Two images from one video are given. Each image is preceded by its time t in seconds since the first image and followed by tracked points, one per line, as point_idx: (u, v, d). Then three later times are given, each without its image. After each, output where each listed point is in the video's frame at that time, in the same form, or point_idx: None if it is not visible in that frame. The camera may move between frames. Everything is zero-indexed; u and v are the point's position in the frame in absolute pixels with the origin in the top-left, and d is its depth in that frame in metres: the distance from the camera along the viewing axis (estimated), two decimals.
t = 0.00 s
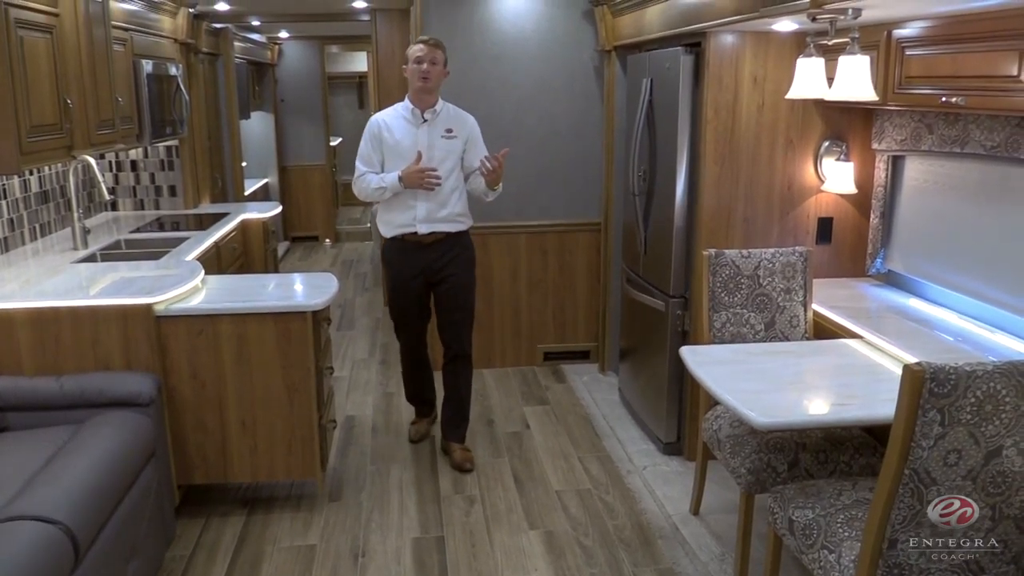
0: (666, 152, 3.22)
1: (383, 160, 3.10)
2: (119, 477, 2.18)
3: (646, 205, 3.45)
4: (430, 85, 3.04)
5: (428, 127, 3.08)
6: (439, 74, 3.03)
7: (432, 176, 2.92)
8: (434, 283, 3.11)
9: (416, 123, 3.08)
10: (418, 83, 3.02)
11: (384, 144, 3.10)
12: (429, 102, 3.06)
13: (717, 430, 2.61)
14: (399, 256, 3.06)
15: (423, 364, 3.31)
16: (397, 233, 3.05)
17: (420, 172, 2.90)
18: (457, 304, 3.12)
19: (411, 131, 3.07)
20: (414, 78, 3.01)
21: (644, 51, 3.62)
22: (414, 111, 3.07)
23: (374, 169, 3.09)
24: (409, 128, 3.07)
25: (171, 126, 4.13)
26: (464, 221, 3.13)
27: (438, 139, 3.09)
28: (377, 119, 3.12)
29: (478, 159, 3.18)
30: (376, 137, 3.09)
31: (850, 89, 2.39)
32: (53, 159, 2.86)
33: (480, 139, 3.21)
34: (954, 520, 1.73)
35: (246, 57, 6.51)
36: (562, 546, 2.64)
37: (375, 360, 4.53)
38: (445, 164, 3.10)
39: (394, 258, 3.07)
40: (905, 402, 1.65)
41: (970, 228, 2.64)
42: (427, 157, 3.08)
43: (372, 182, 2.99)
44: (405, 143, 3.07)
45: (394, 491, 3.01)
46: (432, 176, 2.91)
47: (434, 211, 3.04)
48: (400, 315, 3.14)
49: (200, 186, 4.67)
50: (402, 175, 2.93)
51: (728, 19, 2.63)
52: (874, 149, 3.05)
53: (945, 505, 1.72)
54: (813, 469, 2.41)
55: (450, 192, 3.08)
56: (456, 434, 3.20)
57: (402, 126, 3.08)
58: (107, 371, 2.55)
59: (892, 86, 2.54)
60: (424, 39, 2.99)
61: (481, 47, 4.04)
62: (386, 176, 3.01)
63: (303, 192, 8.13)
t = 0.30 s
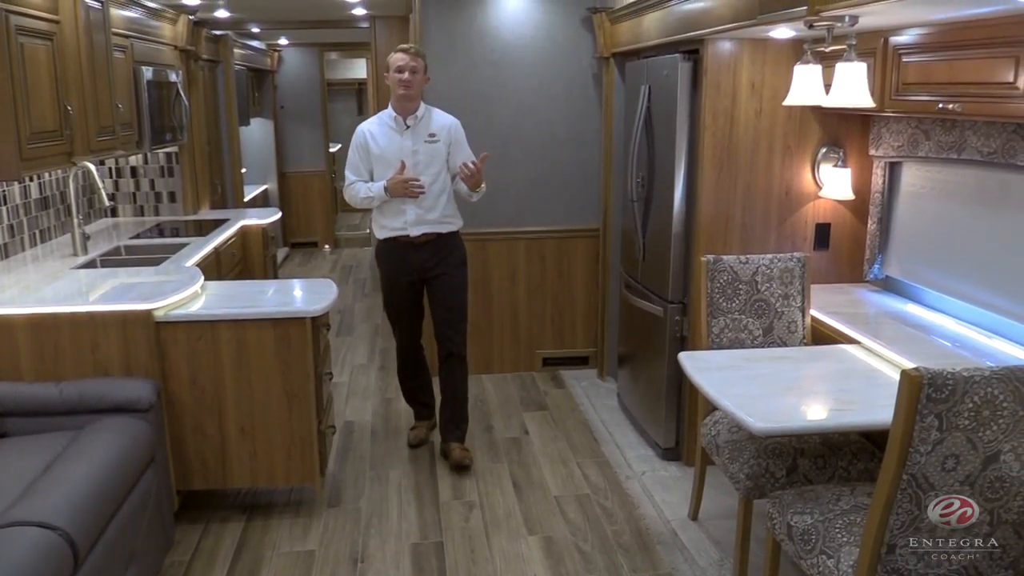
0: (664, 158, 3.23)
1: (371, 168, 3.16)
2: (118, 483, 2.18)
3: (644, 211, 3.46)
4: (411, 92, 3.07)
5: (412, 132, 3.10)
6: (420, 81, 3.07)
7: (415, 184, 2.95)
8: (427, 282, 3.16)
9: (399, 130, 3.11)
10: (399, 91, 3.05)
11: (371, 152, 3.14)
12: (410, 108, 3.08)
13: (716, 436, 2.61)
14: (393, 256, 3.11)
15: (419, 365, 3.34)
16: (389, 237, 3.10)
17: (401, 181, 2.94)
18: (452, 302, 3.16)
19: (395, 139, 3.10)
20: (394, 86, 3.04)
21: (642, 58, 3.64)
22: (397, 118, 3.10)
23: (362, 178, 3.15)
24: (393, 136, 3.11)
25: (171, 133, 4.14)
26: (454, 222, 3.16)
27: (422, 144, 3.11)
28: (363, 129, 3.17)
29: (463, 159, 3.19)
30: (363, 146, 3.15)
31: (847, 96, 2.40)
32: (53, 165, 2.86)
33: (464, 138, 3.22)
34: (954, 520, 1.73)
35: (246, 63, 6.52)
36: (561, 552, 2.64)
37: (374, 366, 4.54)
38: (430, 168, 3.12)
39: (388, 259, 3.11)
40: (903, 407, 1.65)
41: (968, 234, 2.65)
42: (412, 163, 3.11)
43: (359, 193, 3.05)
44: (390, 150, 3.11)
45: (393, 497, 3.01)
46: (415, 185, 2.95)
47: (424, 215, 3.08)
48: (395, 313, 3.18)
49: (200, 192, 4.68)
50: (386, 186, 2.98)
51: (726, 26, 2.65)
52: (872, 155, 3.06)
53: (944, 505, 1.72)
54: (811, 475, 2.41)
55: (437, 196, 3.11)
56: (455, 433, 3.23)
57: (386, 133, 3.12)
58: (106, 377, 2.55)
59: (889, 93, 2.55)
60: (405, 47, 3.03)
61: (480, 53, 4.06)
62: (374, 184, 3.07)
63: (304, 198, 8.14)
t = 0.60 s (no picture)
0: (663, 160, 3.24)
1: (367, 169, 3.18)
2: (118, 485, 2.19)
3: (643, 213, 3.47)
4: (401, 93, 3.07)
5: (404, 133, 3.11)
6: (410, 82, 3.08)
7: (409, 183, 2.96)
8: (428, 278, 3.19)
9: (392, 131, 3.12)
10: (390, 92, 3.06)
11: (366, 155, 3.16)
12: (401, 109, 3.08)
13: (714, 437, 2.62)
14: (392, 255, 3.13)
15: (419, 366, 3.36)
16: (389, 236, 3.12)
17: (395, 181, 2.95)
18: (452, 297, 3.19)
19: (388, 140, 3.12)
20: (385, 87, 3.05)
21: (641, 60, 3.65)
22: (389, 119, 3.11)
23: (359, 180, 3.17)
24: (386, 136, 3.12)
25: (171, 134, 4.15)
26: (452, 218, 3.18)
27: (414, 143, 3.11)
28: (356, 133, 3.18)
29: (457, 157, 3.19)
30: (357, 148, 3.17)
31: (845, 99, 2.41)
32: (54, 167, 2.87)
33: (457, 137, 3.22)
34: (954, 520, 1.74)
35: (246, 65, 6.53)
36: (560, 553, 2.65)
37: (374, 367, 4.54)
38: (424, 166, 3.13)
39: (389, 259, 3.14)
40: (902, 409, 1.66)
41: (966, 235, 2.66)
42: (407, 163, 3.12)
43: (355, 195, 3.07)
44: (385, 151, 3.12)
45: (393, 498, 3.02)
46: (409, 185, 2.96)
47: (422, 213, 3.09)
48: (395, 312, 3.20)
49: (200, 193, 4.69)
50: (381, 186, 2.99)
51: (725, 29, 2.66)
52: (870, 157, 3.07)
53: (944, 504, 1.73)
54: (810, 476, 2.42)
55: (433, 193, 3.12)
56: (455, 422, 3.31)
57: (379, 135, 3.13)
58: (106, 379, 2.55)
59: (887, 95, 2.56)
60: (392, 49, 3.04)
61: (480, 55, 4.07)
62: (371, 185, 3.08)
63: (304, 200, 8.15)
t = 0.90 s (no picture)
0: (661, 163, 3.26)
1: (366, 172, 3.19)
2: (118, 487, 2.19)
3: (641, 215, 3.48)
4: (398, 95, 3.10)
5: (403, 135, 3.12)
6: (407, 84, 3.10)
7: (409, 184, 2.97)
8: (429, 279, 3.21)
9: (391, 133, 3.13)
10: (387, 95, 3.08)
11: (365, 157, 3.17)
12: (399, 111, 3.10)
13: (713, 439, 2.62)
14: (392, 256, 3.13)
15: (418, 368, 3.36)
16: (390, 237, 3.13)
17: (395, 182, 2.96)
18: (450, 299, 3.20)
19: (387, 143, 3.13)
20: (382, 90, 3.08)
21: (639, 63, 3.66)
22: (387, 121, 3.12)
23: (358, 182, 3.18)
24: (385, 139, 3.13)
25: (170, 137, 4.16)
26: (452, 219, 3.20)
27: (413, 145, 3.12)
28: (354, 136, 3.19)
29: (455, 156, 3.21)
30: (356, 151, 3.17)
31: (842, 101, 2.41)
32: (54, 170, 2.88)
33: (455, 138, 3.23)
34: (954, 520, 1.74)
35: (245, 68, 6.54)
36: (559, 554, 2.65)
37: (373, 369, 4.55)
38: (423, 167, 3.14)
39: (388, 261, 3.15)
40: (899, 410, 1.66)
41: (963, 237, 2.67)
42: (406, 165, 3.13)
43: (355, 198, 3.07)
44: (384, 154, 3.13)
45: (392, 500, 3.02)
46: (408, 185, 2.96)
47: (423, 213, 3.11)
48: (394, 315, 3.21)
49: (199, 196, 4.70)
50: (380, 188, 2.99)
51: (723, 32, 2.67)
52: (867, 160, 3.08)
53: (944, 505, 1.73)
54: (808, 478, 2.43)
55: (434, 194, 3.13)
56: (466, 417, 3.43)
57: (377, 138, 3.14)
58: (106, 382, 2.56)
59: (884, 97, 2.57)
60: (388, 52, 3.08)
61: (478, 58, 4.08)
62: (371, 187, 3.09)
63: (303, 202, 8.15)
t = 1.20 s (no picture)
0: (660, 165, 3.26)
1: (371, 174, 3.18)
2: (118, 489, 2.19)
3: (640, 217, 3.49)
4: (405, 96, 3.11)
5: (409, 137, 3.14)
6: (414, 86, 3.13)
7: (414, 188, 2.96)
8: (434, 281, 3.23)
9: (396, 135, 3.15)
10: (394, 96, 3.09)
11: (370, 159, 3.17)
12: (405, 113, 3.12)
13: (712, 441, 2.63)
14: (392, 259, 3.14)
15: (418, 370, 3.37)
16: (396, 239, 3.14)
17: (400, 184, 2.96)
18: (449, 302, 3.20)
19: (393, 145, 3.14)
20: (389, 91, 3.08)
21: (638, 66, 3.67)
22: (393, 123, 3.14)
23: (363, 184, 3.18)
24: (390, 141, 3.15)
25: (170, 139, 4.17)
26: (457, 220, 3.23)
27: (419, 147, 3.14)
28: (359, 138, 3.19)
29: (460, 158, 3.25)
30: (361, 153, 3.17)
31: (840, 104, 2.42)
32: (54, 173, 2.89)
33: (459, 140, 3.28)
34: (954, 520, 1.75)
35: (246, 70, 6.56)
36: (558, 556, 2.66)
37: (372, 371, 4.55)
38: (429, 169, 3.16)
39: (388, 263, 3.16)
40: (897, 412, 1.67)
41: (962, 239, 2.67)
42: (412, 167, 3.14)
43: (359, 200, 3.07)
44: (389, 156, 3.14)
45: (392, 502, 3.03)
46: (413, 189, 2.96)
47: (429, 215, 3.14)
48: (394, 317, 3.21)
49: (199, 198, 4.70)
50: (385, 191, 2.99)
51: (722, 35, 2.67)
52: (865, 162, 3.09)
53: (944, 505, 1.74)
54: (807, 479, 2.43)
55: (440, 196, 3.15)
56: (484, 414, 3.49)
57: (383, 140, 3.15)
58: (106, 383, 2.56)
59: (882, 100, 2.58)
60: (395, 55, 3.10)
61: (478, 60, 4.09)
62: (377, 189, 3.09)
63: (303, 204, 8.16)
